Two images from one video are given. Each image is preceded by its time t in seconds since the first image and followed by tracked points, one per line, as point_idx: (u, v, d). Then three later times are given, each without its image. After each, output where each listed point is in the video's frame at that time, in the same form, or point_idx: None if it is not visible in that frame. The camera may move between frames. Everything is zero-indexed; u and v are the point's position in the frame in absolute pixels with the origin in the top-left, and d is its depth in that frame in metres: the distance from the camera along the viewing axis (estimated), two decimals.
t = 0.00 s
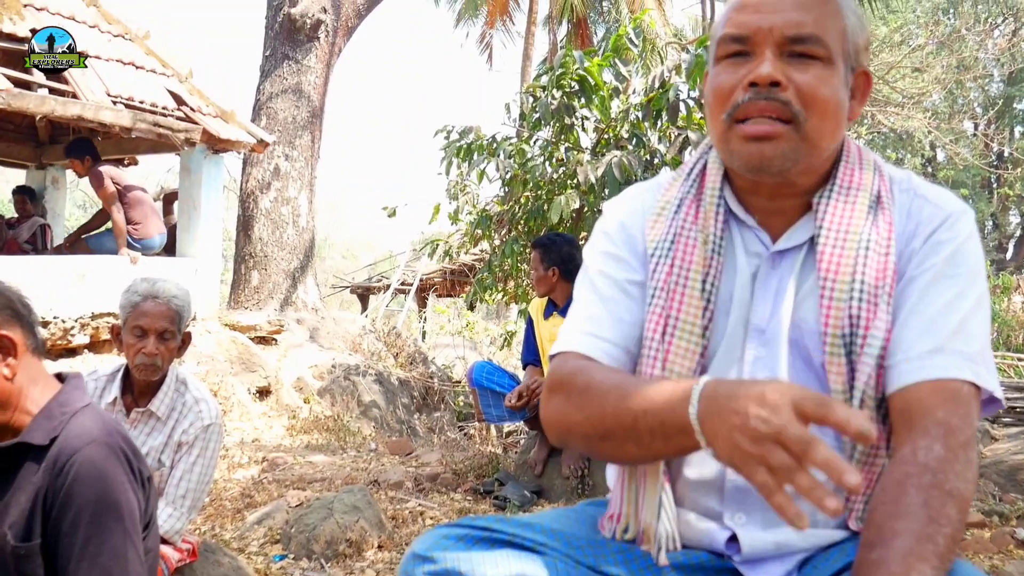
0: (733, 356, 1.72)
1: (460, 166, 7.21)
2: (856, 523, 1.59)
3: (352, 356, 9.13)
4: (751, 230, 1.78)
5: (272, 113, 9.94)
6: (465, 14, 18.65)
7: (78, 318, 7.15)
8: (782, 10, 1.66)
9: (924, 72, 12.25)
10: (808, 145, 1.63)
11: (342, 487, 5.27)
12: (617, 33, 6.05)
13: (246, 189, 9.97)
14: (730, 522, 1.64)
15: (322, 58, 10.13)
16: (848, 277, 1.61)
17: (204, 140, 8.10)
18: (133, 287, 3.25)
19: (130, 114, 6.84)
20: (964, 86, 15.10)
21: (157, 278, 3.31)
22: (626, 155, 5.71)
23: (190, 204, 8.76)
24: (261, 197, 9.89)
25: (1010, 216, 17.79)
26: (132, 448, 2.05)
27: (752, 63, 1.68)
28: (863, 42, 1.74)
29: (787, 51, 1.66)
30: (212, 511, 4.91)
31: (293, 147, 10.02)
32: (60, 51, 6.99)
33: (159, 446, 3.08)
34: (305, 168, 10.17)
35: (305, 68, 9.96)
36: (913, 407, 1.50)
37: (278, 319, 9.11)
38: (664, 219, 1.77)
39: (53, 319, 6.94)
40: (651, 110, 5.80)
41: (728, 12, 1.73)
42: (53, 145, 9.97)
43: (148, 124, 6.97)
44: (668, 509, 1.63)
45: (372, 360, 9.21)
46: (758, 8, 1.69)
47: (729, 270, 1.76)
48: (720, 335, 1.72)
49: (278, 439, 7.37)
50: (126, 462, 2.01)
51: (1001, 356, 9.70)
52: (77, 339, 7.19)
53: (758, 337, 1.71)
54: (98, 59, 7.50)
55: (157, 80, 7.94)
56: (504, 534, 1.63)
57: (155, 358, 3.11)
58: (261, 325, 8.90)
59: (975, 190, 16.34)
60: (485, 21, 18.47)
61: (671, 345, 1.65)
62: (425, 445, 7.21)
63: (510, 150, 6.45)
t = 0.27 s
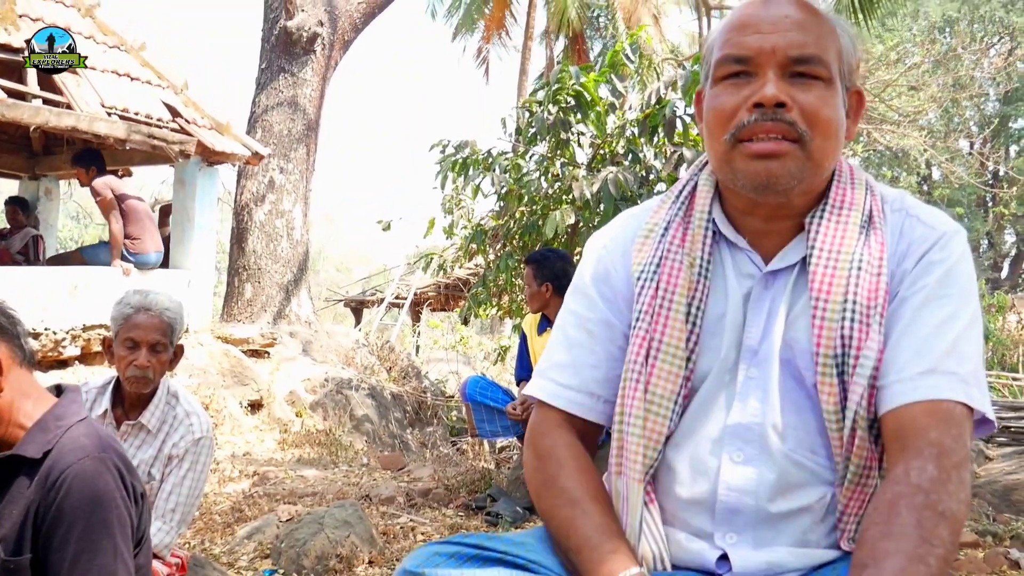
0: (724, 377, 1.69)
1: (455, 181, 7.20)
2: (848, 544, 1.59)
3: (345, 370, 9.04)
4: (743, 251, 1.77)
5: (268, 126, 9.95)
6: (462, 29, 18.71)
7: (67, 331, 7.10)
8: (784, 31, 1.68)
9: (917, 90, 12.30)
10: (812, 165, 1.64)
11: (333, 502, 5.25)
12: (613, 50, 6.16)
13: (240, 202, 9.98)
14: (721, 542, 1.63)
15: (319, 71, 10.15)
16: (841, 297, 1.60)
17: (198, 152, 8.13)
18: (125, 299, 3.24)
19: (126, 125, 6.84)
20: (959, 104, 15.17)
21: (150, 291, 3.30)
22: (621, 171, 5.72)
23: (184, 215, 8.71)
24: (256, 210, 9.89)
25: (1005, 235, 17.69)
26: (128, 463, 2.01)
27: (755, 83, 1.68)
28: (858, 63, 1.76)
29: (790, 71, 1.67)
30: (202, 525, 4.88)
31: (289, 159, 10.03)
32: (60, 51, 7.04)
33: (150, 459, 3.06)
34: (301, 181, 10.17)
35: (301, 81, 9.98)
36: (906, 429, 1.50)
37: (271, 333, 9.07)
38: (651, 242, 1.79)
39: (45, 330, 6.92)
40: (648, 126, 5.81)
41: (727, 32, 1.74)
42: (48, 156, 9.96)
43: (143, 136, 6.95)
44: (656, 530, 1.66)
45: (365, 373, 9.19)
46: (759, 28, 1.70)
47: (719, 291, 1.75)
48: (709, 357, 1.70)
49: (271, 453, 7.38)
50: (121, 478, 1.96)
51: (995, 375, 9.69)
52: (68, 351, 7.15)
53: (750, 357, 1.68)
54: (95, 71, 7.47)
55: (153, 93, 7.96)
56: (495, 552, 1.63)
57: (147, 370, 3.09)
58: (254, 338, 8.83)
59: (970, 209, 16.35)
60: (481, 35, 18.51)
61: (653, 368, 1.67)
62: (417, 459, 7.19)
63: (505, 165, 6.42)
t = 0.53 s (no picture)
0: (711, 373, 1.70)
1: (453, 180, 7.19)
2: (842, 539, 1.60)
3: (342, 367, 9.02)
4: (728, 250, 1.78)
5: (265, 123, 9.93)
6: (461, 27, 18.69)
7: (65, 327, 7.11)
8: (742, 31, 1.69)
9: (915, 91, 12.30)
10: (781, 160, 1.66)
11: (330, 498, 5.26)
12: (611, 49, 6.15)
13: (237, 199, 9.96)
14: (715, 538, 1.63)
15: (317, 68, 10.13)
16: (825, 294, 1.61)
17: (196, 149, 8.13)
18: (123, 295, 3.24)
19: (123, 122, 6.84)
20: (957, 105, 15.17)
21: (148, 287, 3.30)
22: (620, 169, 5.73)
23: (180, 212, 8.67)
24: (253, 207, 9.88)
25: (1002, 236, 17.62)
26: (123, 464, 1.98)
27: (718, 86, 1.71)
28: (826, 52, 1.76)
29: (750, 70, 1.69)
30: (199, 521, 4.89)
31: (286, 156, 10.02)
32: (60, 51, 7.05)
33: (146, 456, 3.06)
34: (298, 177, 10.15)
35: (299, 78, 9.96)
36: (896, 424, 1.50)
37: (268, 329, 9.09)
38: (639, 243, 1.79)
39: (41, 326, 6.90)
40: (646, 125, 5.80)
41: (691, 37, 1.76)
42: (44, 151, 9.90)
43: (140, 132, 6.98)
44: (653, 526, 1.65)
45: (362, 370, 9.19)
46: (718, 31, 1.72)
47: (706, 289, 1.75)
48: (697, 354, 1.71)
49: (268, 452, 7.40)
50: (116, 479, 1.93)
51: (993, 376, 9.69)
52: (65, 347, 7.16)
53: (738, 353, 1.69)
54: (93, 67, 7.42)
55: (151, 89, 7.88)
56: (491, 551, 1.63)
57: (144, 366, 3.09)
58: (250, 335, 8.86)
59: (968, 209, 16.35)
60: (480, 33, 18.48)
61: (642, 366, 1.67)
62: (415, 456, 7.20)
63: (503, 163, 6.42)
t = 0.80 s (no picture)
0: (710, 364, 1.69)
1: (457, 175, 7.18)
2: (845, 531, 1.59)
3: (347, 360, 9.02)
4: (727, 242, 1.77)
5: (270, 117, 9.94)
6: (465, 22, 18.67)
7: (71, 319, 7.10)
8: (738, 22, 1.69)
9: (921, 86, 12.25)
10: (776, 150, 1.66)
11: (334, 491, 5.27)
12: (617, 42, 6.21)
13: (243, 192, 9.97)
14: (717, 530, 1.63)
15: (322, 62, 10.14)
16: (822, 285, 1.61)
17: (201, 142, 8.15)
18: (128, 287, 3.26)
19: (129, 115, 6.90)
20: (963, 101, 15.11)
21: (152, 279, 3.31)
22: (625, 164, 5.77)
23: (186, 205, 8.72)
24: (258, 200, 9.90)
25: (1008, 233, 17.45)
26: (123, 456, 1.98)
27: (713, 77, 1.70)
28: (823, 44, 1.75)
29: (747, 61, 1.68)
30: (203, 513, 4.90)
31: (292, 150, 10.03)
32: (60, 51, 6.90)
33: (151, 447, 3.07)
34: (304, 171, 10.16)
35: (304, 72, 9.97)
36: (896, 416, 1.50)
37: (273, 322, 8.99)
38: (638, 239, 1.79)
39: (46, 318, 6.89)
40: (651, 120, 5.91)
41: (688, 29, 1.76)
42: (49, 145, 9.86)
43: (144, 126, 7.05)
44: (655, 518, 1.65)
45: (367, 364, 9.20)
46: (714, 23, 1.72)
47: (706, 281, 1.75)
48: (696, 345, 1.71)
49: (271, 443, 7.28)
50: (115, 471, 1.93)
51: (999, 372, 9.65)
52: (70, 340, 7.14)
53: (737, 345, 1.68)
54: (97, 60, 7.43)
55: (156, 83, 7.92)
56: (494, 543, 1.63)
57: (149, 358, 3.10)
58: (256, 328, 8.76)
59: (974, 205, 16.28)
60: (484, 27, 18.47)
61: (642, 359, 1.67)
62: (419, 449, 7.21)
63: (508, 156, 6.46)
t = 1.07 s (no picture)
0: (722, 340, 1.70)
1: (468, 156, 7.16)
2: (859, 508, 1.60)
3: (357, 343, 9.04)
4: (739, 217, 1.77)
5: (280, 100, 9.92)
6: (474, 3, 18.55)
7: (84, 302, 7.15)
8: None
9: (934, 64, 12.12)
10: (787, 126, 1.65)
11: (348, 472, 5.30)
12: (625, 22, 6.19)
13: (253, 174, 9.95)
14: (731, 506, 1.64)
15: (331, 44, 10.10)
16: (836, 260, 1.61)
17: (211, 125, 8.14)
18: (139, 270, 3.27)
19: (139, 99, 6.94)
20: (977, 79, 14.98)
21: (165, 262, 3.32)
22: (634, 143, 5.74)
23: (197, 188, 8.67)
24: (268, 182, 9.89)
25: None
26: (135, 438, 1.99)
27: (725, 52, 1.70)
28: (837, 21, 1.74)
29: (759, 36, 1.68)
30: (218, 495, 4.94)
31: (301, 133, 10.01)
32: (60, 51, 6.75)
33: (165, 430, 3.09)
34: (313, 154, 10.13)
35: (313, 54, 9.94)
36: (909, 392, 1.51)
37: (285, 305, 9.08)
38: (650, 213, 1.79)
39: (60, 303, 6.94)
40: (660, 99, 5.79)
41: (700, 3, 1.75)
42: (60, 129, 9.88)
43: (155, 109, 7.07)
44: (668, 494, 1.66)
45: (378, 346, 9.21)
46: None
47: (717, 256, 1.75)
48: (708, 320, 1.71)
49: (285, 426, 7.40)
50: (128, 454, 1.95)
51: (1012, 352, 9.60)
52: (83, 323, 7.19)
53: (749, 321, 1.69)
54: (106, 45, 7.39)
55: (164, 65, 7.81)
56: (507, 522, 1.64)
57: (162, 340, 3.12)
58: (267, 310, 8.85)
59: (987, 183, 16.15)
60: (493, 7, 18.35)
61: (655, 333, 1.68)
62: (430, 431, 7.24)
63: (517, 138, 6.35)
